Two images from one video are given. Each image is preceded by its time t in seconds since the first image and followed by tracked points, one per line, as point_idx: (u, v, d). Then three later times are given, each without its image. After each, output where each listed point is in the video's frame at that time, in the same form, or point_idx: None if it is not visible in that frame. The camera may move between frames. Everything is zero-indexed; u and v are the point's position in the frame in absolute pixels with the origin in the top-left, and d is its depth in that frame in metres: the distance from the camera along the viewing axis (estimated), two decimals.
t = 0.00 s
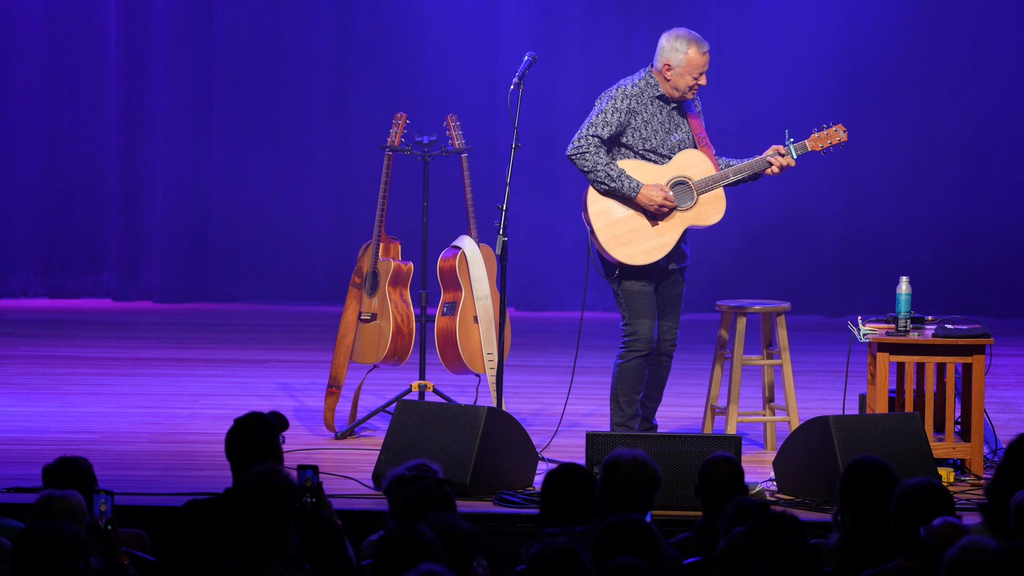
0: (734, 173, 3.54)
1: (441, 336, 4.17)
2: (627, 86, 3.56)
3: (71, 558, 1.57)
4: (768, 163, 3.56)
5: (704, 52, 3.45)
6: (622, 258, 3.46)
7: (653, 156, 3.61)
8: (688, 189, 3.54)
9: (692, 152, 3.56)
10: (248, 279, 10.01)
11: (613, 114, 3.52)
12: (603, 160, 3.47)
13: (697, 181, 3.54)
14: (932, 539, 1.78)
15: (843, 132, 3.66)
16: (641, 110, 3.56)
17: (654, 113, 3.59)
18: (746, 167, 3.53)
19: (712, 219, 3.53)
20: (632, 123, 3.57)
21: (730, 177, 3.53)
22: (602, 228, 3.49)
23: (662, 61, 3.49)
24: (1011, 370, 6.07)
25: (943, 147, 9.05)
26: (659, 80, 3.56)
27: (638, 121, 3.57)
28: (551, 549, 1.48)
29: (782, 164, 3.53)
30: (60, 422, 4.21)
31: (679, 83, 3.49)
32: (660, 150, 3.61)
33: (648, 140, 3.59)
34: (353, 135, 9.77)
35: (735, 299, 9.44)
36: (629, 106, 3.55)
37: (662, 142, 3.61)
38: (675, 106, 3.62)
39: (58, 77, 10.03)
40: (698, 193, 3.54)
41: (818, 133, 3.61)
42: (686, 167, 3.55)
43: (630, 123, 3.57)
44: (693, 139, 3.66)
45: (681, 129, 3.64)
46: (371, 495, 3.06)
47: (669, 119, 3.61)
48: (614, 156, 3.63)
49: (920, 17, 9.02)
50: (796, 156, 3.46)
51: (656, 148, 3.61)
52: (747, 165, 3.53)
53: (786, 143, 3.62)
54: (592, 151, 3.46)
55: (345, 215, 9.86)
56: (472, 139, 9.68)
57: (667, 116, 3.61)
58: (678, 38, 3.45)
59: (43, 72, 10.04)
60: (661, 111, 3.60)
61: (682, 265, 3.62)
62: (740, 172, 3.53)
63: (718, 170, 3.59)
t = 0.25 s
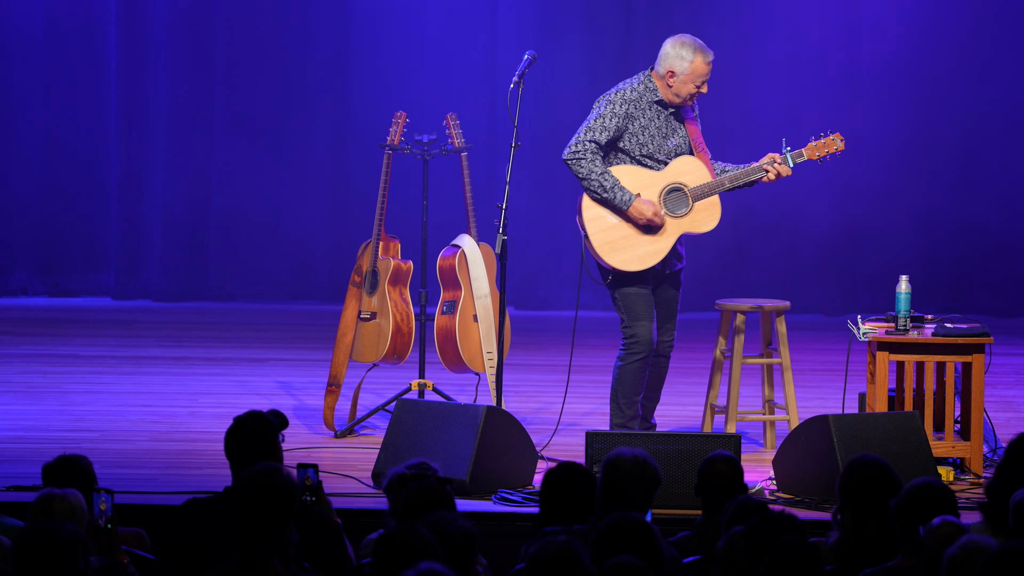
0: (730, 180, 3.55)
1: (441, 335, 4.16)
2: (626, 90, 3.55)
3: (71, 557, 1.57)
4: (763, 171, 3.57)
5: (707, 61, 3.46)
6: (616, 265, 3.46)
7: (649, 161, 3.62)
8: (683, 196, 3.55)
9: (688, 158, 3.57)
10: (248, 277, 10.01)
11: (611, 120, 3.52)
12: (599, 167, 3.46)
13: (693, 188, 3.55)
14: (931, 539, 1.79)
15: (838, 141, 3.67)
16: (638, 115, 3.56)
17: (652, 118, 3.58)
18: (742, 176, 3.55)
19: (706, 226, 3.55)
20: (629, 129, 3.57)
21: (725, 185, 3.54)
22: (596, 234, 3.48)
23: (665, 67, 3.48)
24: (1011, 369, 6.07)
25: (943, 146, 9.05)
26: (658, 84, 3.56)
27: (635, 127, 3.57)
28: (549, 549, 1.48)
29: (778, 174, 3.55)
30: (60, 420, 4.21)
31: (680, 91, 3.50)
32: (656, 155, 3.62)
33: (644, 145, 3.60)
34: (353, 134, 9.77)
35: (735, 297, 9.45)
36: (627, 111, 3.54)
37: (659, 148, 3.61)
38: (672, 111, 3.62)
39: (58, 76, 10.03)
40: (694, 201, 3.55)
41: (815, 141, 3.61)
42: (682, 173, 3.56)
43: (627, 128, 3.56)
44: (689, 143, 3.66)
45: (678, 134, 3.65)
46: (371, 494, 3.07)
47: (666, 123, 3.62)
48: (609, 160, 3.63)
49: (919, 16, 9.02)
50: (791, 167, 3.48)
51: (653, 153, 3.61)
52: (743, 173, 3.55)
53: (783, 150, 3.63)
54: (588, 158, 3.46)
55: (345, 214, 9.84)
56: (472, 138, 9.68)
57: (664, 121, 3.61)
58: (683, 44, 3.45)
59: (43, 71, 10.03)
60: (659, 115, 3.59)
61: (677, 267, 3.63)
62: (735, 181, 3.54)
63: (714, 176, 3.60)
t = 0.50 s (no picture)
0: (727, 183, 3.56)
1: (441, 333, 4.16)
2: (624, 91, 3.54)
3: (71, 556, 1.57)
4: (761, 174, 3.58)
5: (699, 65, 3.41)
6: (608, 266, 3.48)
7: (647, 162, 3.62)
8: (679, 198, 3.56)
9: (686, 159, 3.57)
10: (247, 276, 10.00)
11: (608, 121, 3.51)
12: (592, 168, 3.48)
13: (689, 190, 3.56)
14: (932, 538, 1.78)
15: (840, 144, 3.65)
16: (636, 116, 3.55)
17: (650, 119, 3.57)
18: (739, 178, 3.55)
19: (701, 229, 3.56)
20: (626, 130, 3.56)
21: (722, 187, 3.55)
22: (589, 233, 3.51)
23: (658, 65, 3.47)
24: (1010, 367, 6.08)
25: (943, 145, 9.05)
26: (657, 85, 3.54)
27: (633, 128, 3.56)
28: (549, 548, 1.47)
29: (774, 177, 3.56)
30: (60, 419, 4.21)
31: (669, 91, 3.48)
32: (654, 155, 3.61)
33: (642, 147, 3.59)
34: (353, 132, 9.76)
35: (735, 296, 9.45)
36: (625, 113, 3.54)
37: (657, 149, 3.61)
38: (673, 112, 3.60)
39: (57, 75, 10.02)
40: (689, 202, 3.56)
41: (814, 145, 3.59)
42: (678, 175, 3.57)
43: (625, 129, 3.56)
44: (689, 144, 3.66)
45: (677, 134, 3.63)
46: (371, 492, 3.07)
47: (665, 124, 3.60)
48: (607, 160, 3.64)
49: (919, 15, 9.01)
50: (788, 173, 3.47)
51: (651, 154, 3.61)
52: (740, 175, 3.55)
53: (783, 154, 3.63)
54: (582, 159, 3.47)
55: (345, 213, 9.84)
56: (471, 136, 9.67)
57: (663, 122, 3.60)
58: (677, 45, 3.43)
59: (42, 70, 10.02)
60: (657, 116, 3.58)
61: (673, 268, 3.63)
62: (730, 184, 3.54)
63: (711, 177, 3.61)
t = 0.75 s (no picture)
0: (722, 189, 3.57)
1: (441, 332, 4.17)
2: (622, 95, 3.54)
3: (70, 555, 1.57)
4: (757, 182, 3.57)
5: (697, 83, 3.39)
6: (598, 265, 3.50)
7: (643, 166, 3.62)
8: (672, 202, 3.58)
9: (681, 163, 3.58)
10: (247, 275, 10.00)
11: (603, 123, 3.53)
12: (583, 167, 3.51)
13: (683, 194, 3.57)
14: (931, 537, 1.78)
15: (838, 157, 3.63)
16: (633, 121, 3.55)
17: (648, 124, 3.56)
18: (733, 186, 3.55)
19: (693, 233, 3.57)
20: (622, 133, 3.56)
21: (716, 193, 3.55)
22: (582, 232, 3.56)
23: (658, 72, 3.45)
24: (1010, 366, 6.08)
25: (942, 144, 9.04)
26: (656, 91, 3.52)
27: (630, 133, 3.56)
28: (548, 546, 1.47)
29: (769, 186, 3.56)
30: (59, 417, 4.21)
31: (663, 100, 3.48)
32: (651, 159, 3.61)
33: (639, 151, 3.59)
34: (352, 131, 9.76)
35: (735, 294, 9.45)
36: (622, 117, 3.54)
37: (654, 153, 3.60)
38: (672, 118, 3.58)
39: (56, 74, 10.01)
40: (682, 206, 3.57)
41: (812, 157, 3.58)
42: (672, 178, 3.58)
43: (621, 133, 3.56)
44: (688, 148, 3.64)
45: (676, 138, 3.62)
46: (370, 491, 3.07)
47: (664, 129, 3.59)
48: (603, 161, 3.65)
49: (919, 14, 9.00)
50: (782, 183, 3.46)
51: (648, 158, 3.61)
52: (735, 183, 3.56)
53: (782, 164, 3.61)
54: (572, 158, 3.50)
55: (344, 211, 9.84)
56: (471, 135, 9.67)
57: (662, 127, 3.58)
58: (681, 60, 3.39)
59: (41, 68, 10.00)
60: (655, 121, 3.57)
61: (673, 267, 3.64)
62: (727, 189, 3.57)
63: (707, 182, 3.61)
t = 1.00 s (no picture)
0: (716, 193, 3.55)
1: (441, 332, 4.17)
2: (617, 99, 3.55)
3: (69, 554, 1.57)
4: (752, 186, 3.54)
5: (692, 90, 3.38)
6: (590, 269, 3.50)
7: (639, 169, 3.62)
8: (666, 205, 3.56)
9: (676, 166, 3.56)
10: (247, 274, 10.00)
11: (597, 128, 3.54)
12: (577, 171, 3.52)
13: (676, 198, 3.55)
14: (931, 537, 1.78)
15: (833, 161, 3.63)
16: (628, 125, 3.55)
17: (643, 128, 3.57)
18: (728, 190, 3.54)
19: (688, 236, 3.54)
20: (617, 136, 3.57)
21: (710, 197, 3.53)
22: (575, 234, 3.57)
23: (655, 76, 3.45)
24: (1009, 366, 6.08)
25: (942, 143, 9.04)
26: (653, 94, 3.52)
27: (625, 136, 3.57)
28: (548, 544, 1.47)
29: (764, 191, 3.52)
30: (59, 416, 4.21)
31: (659, 104, 3.49)
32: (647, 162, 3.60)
33: (635, 154, 3.59)
34: (352, 130, 9.76)
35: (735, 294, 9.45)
36: (616, 121, 3.55)
37: (650, 156, 3.60)
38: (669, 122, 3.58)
39: (56, 73, 10.01)
40: (676, 210, 3.55)
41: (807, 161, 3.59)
42: (667, 181, 3.56)
43: (616, 136, 3.57)
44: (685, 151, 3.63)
45: (673, 142, 3.62)
46: (370, 490, 3.06)
47: (660, 132, 3.59)
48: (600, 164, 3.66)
49: (920, 13, 9.00)
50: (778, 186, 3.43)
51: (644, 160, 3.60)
52: (730, 187, 3.54)
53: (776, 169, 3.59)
54: (565, 162, 3.51)
55: (345, 211, 9.84)
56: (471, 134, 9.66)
57: (658, 130, 3.58)
58: (676, 66, 3.38)
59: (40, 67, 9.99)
60: (652, 125, 3.57)
61: (675, 267, 3.63)
62: (721, 193, 3.55)
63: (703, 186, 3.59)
